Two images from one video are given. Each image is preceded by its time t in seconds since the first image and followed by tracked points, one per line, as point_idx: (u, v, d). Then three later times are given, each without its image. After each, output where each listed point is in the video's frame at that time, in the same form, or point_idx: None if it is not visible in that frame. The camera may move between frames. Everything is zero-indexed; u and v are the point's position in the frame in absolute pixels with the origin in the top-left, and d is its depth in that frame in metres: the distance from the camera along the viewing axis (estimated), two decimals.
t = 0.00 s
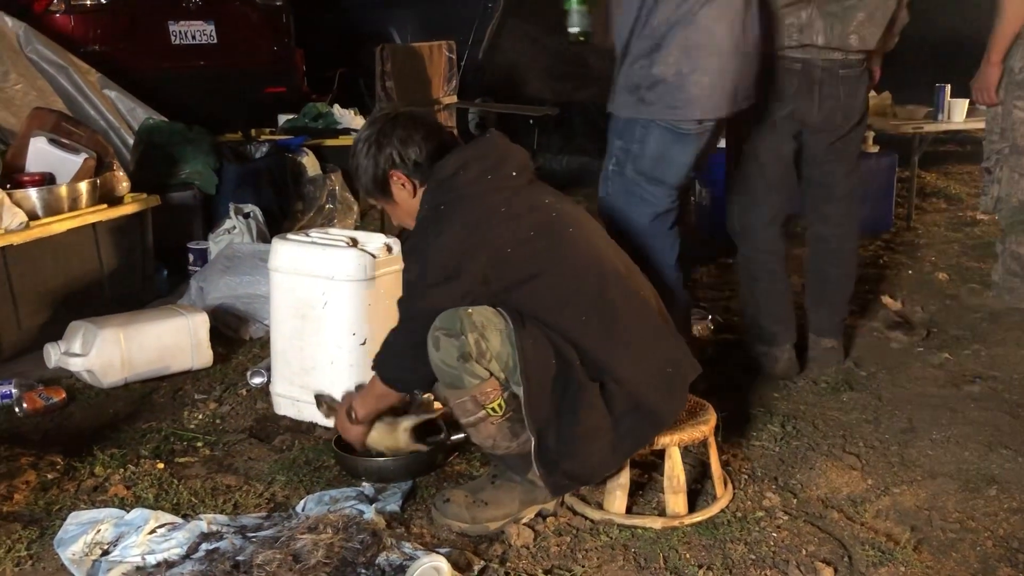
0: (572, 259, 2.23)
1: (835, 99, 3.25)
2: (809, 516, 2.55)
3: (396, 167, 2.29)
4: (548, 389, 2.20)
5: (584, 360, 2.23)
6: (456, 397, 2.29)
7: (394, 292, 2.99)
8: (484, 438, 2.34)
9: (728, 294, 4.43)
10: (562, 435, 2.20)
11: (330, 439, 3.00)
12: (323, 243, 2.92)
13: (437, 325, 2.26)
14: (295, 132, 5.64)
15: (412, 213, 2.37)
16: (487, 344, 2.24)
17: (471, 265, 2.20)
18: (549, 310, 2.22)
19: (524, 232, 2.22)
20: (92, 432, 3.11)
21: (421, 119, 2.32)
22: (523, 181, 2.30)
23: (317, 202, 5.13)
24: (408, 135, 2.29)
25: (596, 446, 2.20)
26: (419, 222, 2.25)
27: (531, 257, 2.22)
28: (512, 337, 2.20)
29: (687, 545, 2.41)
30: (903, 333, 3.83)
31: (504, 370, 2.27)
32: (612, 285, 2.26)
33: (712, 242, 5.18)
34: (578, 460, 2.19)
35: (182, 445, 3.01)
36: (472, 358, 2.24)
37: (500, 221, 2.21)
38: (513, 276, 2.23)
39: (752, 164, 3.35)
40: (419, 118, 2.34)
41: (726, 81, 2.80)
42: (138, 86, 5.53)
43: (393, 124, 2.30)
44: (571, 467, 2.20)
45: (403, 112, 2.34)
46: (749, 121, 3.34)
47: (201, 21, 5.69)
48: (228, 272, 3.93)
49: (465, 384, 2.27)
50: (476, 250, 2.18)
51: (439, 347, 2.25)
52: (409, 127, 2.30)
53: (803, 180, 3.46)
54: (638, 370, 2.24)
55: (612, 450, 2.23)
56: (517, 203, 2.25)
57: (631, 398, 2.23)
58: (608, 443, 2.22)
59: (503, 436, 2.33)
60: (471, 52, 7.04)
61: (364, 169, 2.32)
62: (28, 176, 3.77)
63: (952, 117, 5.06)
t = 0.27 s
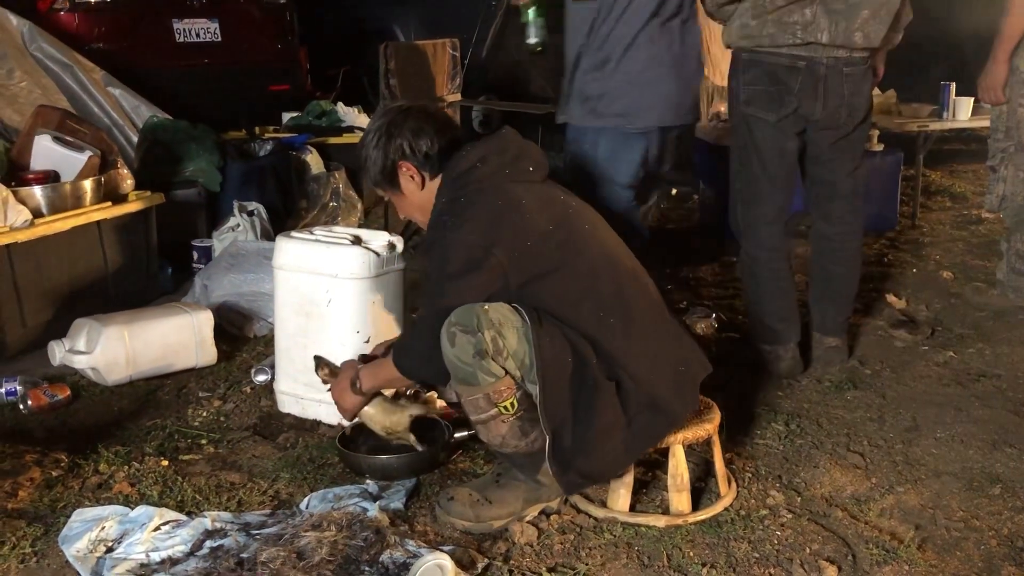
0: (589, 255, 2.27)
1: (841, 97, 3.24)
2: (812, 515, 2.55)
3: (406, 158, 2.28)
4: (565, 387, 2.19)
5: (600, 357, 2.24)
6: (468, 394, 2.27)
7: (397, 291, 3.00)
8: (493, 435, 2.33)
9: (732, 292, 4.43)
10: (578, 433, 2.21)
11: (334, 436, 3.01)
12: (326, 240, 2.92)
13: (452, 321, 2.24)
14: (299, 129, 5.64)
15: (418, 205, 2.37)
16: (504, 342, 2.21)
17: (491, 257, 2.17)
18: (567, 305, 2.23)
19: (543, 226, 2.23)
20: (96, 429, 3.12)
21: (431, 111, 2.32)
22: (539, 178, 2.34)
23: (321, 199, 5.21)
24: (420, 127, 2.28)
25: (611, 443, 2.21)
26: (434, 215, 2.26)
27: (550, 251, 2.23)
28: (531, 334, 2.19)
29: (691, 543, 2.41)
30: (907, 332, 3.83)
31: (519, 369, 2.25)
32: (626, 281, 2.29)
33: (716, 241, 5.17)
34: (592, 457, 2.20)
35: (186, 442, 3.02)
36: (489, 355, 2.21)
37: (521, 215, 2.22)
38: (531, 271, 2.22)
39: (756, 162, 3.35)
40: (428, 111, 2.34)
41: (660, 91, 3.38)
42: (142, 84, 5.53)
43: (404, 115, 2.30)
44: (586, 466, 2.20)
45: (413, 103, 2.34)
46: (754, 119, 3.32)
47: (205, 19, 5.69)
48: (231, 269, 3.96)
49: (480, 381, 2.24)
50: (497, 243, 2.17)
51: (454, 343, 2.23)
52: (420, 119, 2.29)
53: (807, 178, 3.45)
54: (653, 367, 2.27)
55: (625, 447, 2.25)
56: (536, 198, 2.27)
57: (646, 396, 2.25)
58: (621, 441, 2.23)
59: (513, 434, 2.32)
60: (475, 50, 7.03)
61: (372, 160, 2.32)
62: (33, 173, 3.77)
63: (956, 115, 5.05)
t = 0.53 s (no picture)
0: (597, 255, 2.27)
1: (841, 97, 3.24)
2: (813, 514, 2.55)
3: (407, 152, 2.28)
4: (574, 389, 2.20)
5: (608, 357, 2.24)
6: (474, 395, 2.26)
7: (397, 290, 2.99)
8: (496, 436, 2.33)
9: (732, 292, 4.43)
10: (585, 434, 2.22)
11: (335, 436, 3.01)
12: (327, 240, 2.92)
13: (460, 321, 2.21)
14: (299, 129, 5.64)
15: (419, 201, 2.37)
16: (513, 343, 2.20)
17: (499, 258, 2.17)
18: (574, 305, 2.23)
19: (552, 226, 2.23)
20: (97, 428, 3.12)
21: (439, 108, 2.32)
22: (545, 177, 2.34)
23: (321, 198, 5.20)
24: (425, 123, 2.29)
25: (618, 444, 2.23)
26: (440, 214, 2.26)
27: (558, 252, 2.23)
28: (541, 335, 2.19)
29: (691, 543, 2.41)
30: (907, 331, 3.83)
31: (526, 369, 2.24)
32: (632, 281, 2.30)
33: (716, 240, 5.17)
34: (599, 459, 2.22)
35: (186, 441, 3.02)
36: (497, 356, 2.20)
37: (531, 215, 2.21)
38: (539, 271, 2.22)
39: (757, 161, 3.34)
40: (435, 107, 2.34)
41: (605, 77, 3.08)
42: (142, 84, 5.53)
43: (411, 109, 2.30)
44: (593, 467, 2.21)
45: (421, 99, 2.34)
46: (755, 118, 3.31)
47: (206, 18, 5.70)
48: (232, 269, 3.95)
49: (487, 382, 2.23)
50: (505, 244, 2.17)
51: (463, 344, 2.20)
52: (426, 115, 2.30)
53: (807, 177, 3.45)
54: (659, 368, 2.27)
55: (631, 448, 2.26)
56: (544, 198, 2.27)
57: (653, 397, 2.26)
58: (627, 442, 2.25)
59: (517, 436, 2.33)
60: (475, 49, 7.03)
61: (376, 151, 2.32)
62: (33, 172, 3.77)
63: (957, 115, 5.05)
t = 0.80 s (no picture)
0: (597, 256, 2.27)
1: (840, 97, 3.24)
2: (812, 515, 2.55)
3: (407, 150, 2.29)
4: (575, 390, 2.20)
5: (609, 358, 2.25)
6: (475, 396, 2.26)
7: (396, 291, 2.99)
8: (496, 437, 2.33)
9: (731, 292, 4.43)
10: (587, 435, 2.22)
11: (334, 436, 3.01)
12: (326, 240, 2.92)
13: (462, 321, 2.21)
14: (298, 129, 5.64)
15: (417, 199, 2.37)
16: (515, 344, 2.20)
17: (500, 258, 2.17)
18: (575, 306, 2.23)
19: (552, 227, 2.23)
20: (95, 429, 3.12)
21: (440, 107, 2.31)
22: (546, 178, 2.34)
23: (320, 199, 5.19)
24: (425, 121, 2.29)
25: (619, 445, 2.23)
26: (440, 214, 2.26)
27: (558, 252, 2.23)
28: (543, 336, 2.19)
29: (690, 543, 2.41)
30: (906, 332, 3.83)
31: (528, 370, 2.24)
32: (632, 282, 2.30)
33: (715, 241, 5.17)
34: (601, 460, 2.22)
35: (185, 442, 3.02)
36: (499, 358, 2.20)
37: (531, 215, 2.21)
38: (540, 272, 2.21)
39: (757, 162, 3.35)
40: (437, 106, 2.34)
41: (571, 72, 3.13)
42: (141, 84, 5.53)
43: (412, 107, 2.30)
44: (594, 468, 2.21)
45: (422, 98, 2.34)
46: (754, 119, 3.31)
47: (204, 18, 5.69)
48: (231, 269, 3.95)
49: (488, 383, 2.23)
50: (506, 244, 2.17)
51: (465, 344, 2.20)
52: (427, 113, 2.29)
53: (806, 178, 3.45)
54: (660, 368, 2.27)
55: (633, 449, 2.26)
56: (545, 198, 2.27)
57: (654, 397, 2.26)
58: (629, 442, 2.25)
59: (517, 437, 2.34)
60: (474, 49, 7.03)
61: (375, 148, 2.32)
62: (32, 174, 3.78)
63: (956, 116, 5.05)
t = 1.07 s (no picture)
0: (597, 257, 2.27)
1: (839, 98, 3.25)
2: (810, 516, 2.55)
3: (407, 150, 2.28)
4: (576, 390, 2.20)
5: (609, 359, 2.25)
6: (475, 396, 2.26)
7: (395, 292, 2.99)
8: (496, 438, 2.33)
9: (730, 293, 4.43)
10: (587, 436, 2.22)
11: (332, 437, 3.01)
12: (325, 242, 2.92)
13: (462, 322, 2.21)
14: (297, 130, 5.64)
15: (417, 199, 2.37)
16: (515, 345, 2.20)
17: (500, 257, 2.17)
18: (575, 306, 2.23)
19: (552, 227, 2.23)
20: (93, 430, 3.11)
21: (441, 107, 2.31)
22: (545, 179, 2.34)
23: (319, 200, 5.18)
24: (427, 122, 2.28)
25: (619, 446, 2.23)
26: (441, 214, 2.25)
27: (558, 252, 2.23)
28: (543, 337, 2.19)
29: (688, 545, 2.41)
30: (904, 333, 3.83)
31: (528, 371, 2.24)
32: (632, 283, 2.31)
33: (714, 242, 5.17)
34: (601, 461, 2.21)
35: (184, 443, 3.02)
36: (500, 359, 2.20)
37: (531, 216, 2.21)
38: (540, 272, 2.22)
39: (755, 163, 3.35)
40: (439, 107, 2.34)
41: (562, 65, 3.34)
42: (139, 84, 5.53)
43: (414, 107, 2.30)
44: (594, 469, 2.21)
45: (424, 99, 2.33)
46: (752, 120, 3.31)
47: (203, 19, 5.69)
48: (230, 270, 3.94)
49: (488, 384, 2.23)
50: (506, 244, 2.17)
51: (465, 345, 2.20)
52: (428, 114, 2.29)
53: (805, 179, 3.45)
54: (660, 369, 2.27)
55: (633, 450, 2.25)
56: (545, 199, 2.27)
57: (654, 398, 2.26)
58: (629, 443, 2.25)
59: (516, 438, 2.33)
60: (474, 50, 7.03)
61: (377, 148, 2.32)
62: (30, 174, 3.77)
63: (954, 118, 5.05)
